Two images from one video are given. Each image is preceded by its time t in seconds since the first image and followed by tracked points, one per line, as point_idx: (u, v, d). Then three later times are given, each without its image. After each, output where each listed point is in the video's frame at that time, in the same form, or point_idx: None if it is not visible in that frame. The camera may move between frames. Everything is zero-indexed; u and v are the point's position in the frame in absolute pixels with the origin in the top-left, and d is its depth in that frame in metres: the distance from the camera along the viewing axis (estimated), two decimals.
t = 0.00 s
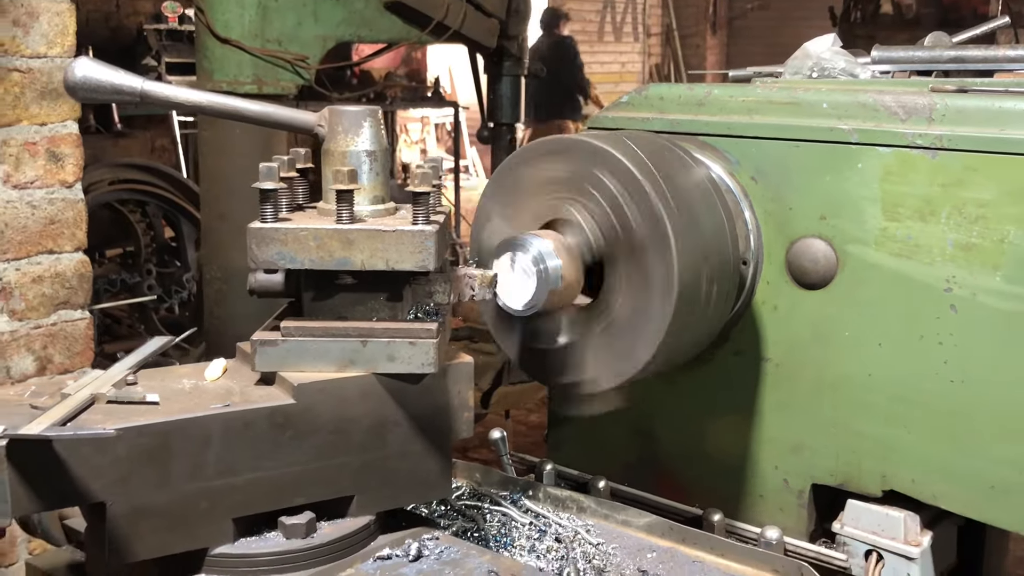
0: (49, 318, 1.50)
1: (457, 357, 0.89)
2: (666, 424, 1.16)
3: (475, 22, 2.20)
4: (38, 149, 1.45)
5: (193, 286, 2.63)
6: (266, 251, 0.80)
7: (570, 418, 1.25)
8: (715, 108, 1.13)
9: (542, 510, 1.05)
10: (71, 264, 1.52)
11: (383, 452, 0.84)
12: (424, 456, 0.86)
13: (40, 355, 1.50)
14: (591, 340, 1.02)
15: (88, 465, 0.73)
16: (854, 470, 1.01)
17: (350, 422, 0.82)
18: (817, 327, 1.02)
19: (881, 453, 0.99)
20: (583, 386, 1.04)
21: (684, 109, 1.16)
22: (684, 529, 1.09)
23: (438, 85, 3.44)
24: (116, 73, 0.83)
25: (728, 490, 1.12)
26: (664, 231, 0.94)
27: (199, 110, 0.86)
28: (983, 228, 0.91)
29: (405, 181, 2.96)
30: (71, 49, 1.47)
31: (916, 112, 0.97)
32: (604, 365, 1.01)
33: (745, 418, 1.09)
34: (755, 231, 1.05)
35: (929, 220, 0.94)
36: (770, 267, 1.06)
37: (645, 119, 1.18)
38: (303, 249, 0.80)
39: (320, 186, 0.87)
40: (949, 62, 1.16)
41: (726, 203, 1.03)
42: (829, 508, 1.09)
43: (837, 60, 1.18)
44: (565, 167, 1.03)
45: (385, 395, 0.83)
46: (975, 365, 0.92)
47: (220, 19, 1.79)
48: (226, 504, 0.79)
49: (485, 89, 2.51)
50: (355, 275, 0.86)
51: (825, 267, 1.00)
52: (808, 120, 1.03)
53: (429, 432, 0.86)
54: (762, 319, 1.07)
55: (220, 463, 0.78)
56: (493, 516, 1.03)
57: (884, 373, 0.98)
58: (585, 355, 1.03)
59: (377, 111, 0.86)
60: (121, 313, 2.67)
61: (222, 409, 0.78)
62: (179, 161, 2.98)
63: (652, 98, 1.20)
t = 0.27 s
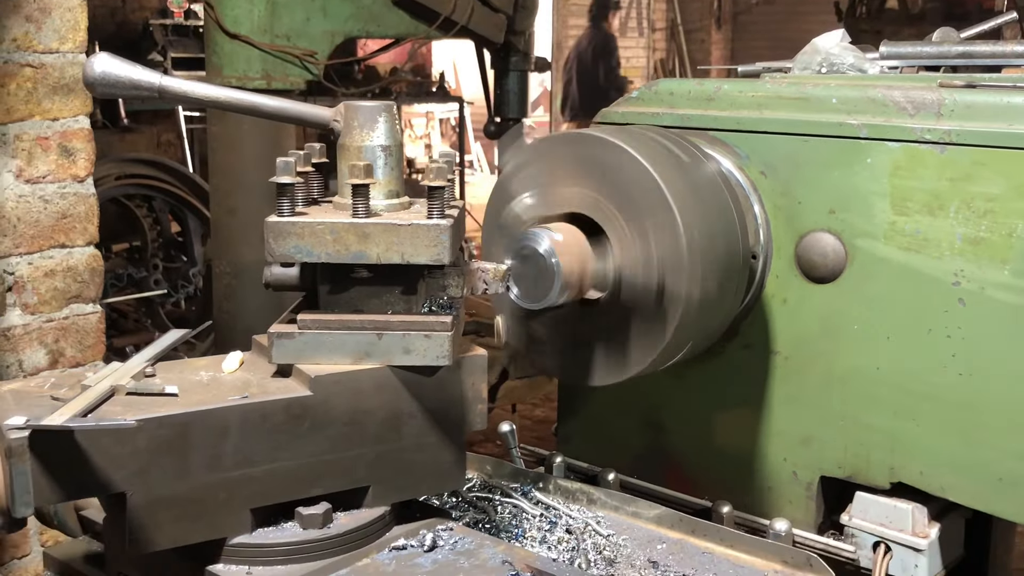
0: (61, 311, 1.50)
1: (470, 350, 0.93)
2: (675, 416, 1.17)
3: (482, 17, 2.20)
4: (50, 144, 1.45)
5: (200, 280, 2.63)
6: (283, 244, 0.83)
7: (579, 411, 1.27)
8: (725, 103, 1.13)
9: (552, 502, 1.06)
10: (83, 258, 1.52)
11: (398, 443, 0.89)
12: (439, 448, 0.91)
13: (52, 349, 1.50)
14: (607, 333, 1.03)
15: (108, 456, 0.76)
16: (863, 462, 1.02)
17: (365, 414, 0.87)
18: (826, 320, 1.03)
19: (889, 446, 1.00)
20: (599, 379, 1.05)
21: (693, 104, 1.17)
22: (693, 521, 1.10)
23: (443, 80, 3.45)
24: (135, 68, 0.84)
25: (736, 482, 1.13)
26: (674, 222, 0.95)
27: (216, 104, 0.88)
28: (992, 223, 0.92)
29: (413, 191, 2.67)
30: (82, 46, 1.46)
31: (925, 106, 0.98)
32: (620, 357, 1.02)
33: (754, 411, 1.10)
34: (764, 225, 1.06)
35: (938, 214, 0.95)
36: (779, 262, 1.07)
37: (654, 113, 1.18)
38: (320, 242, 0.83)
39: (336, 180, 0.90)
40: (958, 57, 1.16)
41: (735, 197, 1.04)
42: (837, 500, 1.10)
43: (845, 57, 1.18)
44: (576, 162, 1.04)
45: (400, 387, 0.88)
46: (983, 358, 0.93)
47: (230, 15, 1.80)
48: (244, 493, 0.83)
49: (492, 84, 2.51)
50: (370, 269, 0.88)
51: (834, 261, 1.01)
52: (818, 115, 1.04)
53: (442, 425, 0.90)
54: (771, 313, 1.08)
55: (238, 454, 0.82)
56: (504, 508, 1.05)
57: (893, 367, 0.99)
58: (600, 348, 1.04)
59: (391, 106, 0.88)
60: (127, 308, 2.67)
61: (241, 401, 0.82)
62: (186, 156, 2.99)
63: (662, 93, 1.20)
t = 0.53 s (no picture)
0: (71, 308, 1.51)
1: (481, 345, 0.95)
2: (683, 411, 1.17)
3: (489, 13, 2.21)
4: (59, 141, 1.45)
5: (206, 278, 2.62)
6: (296, 240, 0.86)
7: (587, 406, 1.27)
8: (733, 99, 1.13)
9: (561, 496, 1.07)
10: (92, 255, 1.52)
11: (410, 438, 0.90)
12: (450, 442, 0.92)
13: (62, 346, 1.50)
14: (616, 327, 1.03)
15: (124, 449, 0.77)
16: (871, 456, 1.02)
17: (378, 408, 0.88)
18: (834, 315, 1.03)
19: (898, 440, 1.00)
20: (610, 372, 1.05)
21: (701, 100, 1.17)
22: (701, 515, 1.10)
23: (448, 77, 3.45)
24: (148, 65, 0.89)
25: (744, 477, 1.13)
26: (680, 213, 0.96)
27: (228, 100, 0.91)
28: (1000, 217, 0.92)
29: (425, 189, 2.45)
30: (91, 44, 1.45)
31: (933, 102, 0.98)
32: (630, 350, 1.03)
33: (762, 406, 1.10)
34: (773, 221, 1.06)
35: (946, 209, 0.95)
36: (788, 257, 1.07)
37: (663, 109, 1.19)
38: (332, 238, 0.86)
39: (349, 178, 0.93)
40: (966, 52, 1.16)
41: (744, 192, 1.04)
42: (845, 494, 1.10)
43: (853, 51, 1.19)
44: (587, 157, 1.05)
45: (412, 382, 0.89)
46: (992, 353, 0.93)
47: (237, 12, 1.81)
48: (258, 487, 0.84)
49: (498, 80, 2.51)
50: (383, 265, 0.90)
51: (842, 256, 1.02)
52: (826, 110, 1.04)
53: (453, 420, 0.92)
54: (779, 308, 1.08)
55: (251, 448, 0.83)
56: (513, 502, 1.05)
57: (902, 361, 0.99)
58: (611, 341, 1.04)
59: (403, 102, 0.91)
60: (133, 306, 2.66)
61: (255, 395, 0.83)
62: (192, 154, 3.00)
63: (670, 89, 1.21)
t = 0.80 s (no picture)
0: (76, 305, 1.51)
1: (485, 338, 0.95)
2: (685, 405, 1.18)
3: (492, 11, 2.22)
4: (65, 138, 1.45)
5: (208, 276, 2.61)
6: (301, 234, 0.87)
7: (590, 401, 1.27)
8: (735, 94, 1.14)
9: (564, 490, 1.07)
10: (97, 252, 1.52)
11: (415, 431, 0.91)
12: (455, 435, 0.93)
13: (67, 342, 1.51)
14: (618, 320, 1.04)
15: (131, 441, 0.78)
16: (873, 449, 1.03)
17: (383, 401, 0.89)
18: (836, 309, 1.04)
19: (899, 433, 1.00)
20: (612, 366, 1.06)
21: (704, 95, 1.18)
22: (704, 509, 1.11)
23: (451, 76, 3.45)
24: (155, 61, 0.90)
25: (746, 470, 1.14)
26: (682, 204, 0.96)
27: (235, 96, 0.94)
28: (1000, 210, 0.92)
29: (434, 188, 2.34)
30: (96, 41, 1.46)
31: (934, 96, 0.98)
32: (632, 342, 1.03)
33: (764, 399, 1.11)
34: (775, 215, 1.07)
35: (947, 202, 0.96)
36: (789, 251, 1.07)
37: (665, 105, 1.19)
38: (337, 232, 0.87)
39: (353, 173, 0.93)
40: (967, 47, 1.16)
41: (746, 187, 1.05)
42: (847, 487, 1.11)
43: (855, 47, 1.20)
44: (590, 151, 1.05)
45: (417, 376, 0.90)
46: (992, 346, 0.94)
47: (240, 10, 1.80)
48: (264, 480, 0.85)
49: (501, 78, 2.52)
50: (387, 258, 0.91)
51: (844, 250, 1.02)
52: (827, 105, 1.05)
53: (458, 413, 0.92)
54: (781, 302, 1.09)
55: (257, 441, 0.84)
56: (517, 496, 1.06)
57: (903, 355, 0.99)
58: (612, 335, 1.05)
59: (407, 98, 0.93)
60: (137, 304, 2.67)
61: (260, 388, 0.84)
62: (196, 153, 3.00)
63: (672, 85, 1.21)
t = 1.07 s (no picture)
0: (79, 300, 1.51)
1: (487, 333, 0.96)
2: (685, 401, 1.18)
3: (494, 9, 2.22)
4: (68, 135, 1.45)
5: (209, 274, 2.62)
6: (304, 229, 0.88)
7: (591, 397, 1.28)
8: (735, 91, 1.14)
9: (564, 485, 1.08)
10: (99, 248, 1.51)
11: (417, 425, 0.91)
12: (456, 429, 0.94)
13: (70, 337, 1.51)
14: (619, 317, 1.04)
15: (134, 435, 0.79)
16: (872, 445, 1.03)
17: (385, 395, 0.89)
18: (834, 305, 1.04)
19: (897, 429, 1.01)
20: (612, 362, 1.06)
21: (704, 92, 1.18)
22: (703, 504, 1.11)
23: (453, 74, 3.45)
24: (158, 57, 0.92)
25: (746, 466, 1.14)
26: (683, 204, 0.97)
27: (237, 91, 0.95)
28: (998, 207, 0.93)
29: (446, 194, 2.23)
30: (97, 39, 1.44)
31: (933, 93, 0.99)
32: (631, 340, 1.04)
33: (763, 396, 1.11)
34: (773, 212, 1.07)
35: (945, 199, 0.96)
36: (788, 248, 1.08)
37: (666, 102, 1.20)
38: (339, 227, 0.88)
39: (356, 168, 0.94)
40: (966, 45, 1.17)
41: (746, 184, 1.05)
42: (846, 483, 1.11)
43: (855, 45, 1.20)
44: (591, 148, 1.06)
45: (419, 370, 0.90)
46: (990, 343, 0.94)
47: (243, 8, 1.79)
48: (267, 473, 0.86)
49: (503, 76, 2.52)
50: (389, 254, 0.91)
51: (843, 247, 1.02)
52: (827, 102, 1.05)
53: (459, 407, 0.93)
54: (780, 299, 1.09)
55: (260, 434, 0.85)
56: (517, 491, 1.06)
57: (901, 352, 1.00)
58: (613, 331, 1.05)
59: (409, 94, 0.93)
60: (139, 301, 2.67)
61: (263, 382, 0.84)
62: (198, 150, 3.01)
63: (673, 82, 1.21)
